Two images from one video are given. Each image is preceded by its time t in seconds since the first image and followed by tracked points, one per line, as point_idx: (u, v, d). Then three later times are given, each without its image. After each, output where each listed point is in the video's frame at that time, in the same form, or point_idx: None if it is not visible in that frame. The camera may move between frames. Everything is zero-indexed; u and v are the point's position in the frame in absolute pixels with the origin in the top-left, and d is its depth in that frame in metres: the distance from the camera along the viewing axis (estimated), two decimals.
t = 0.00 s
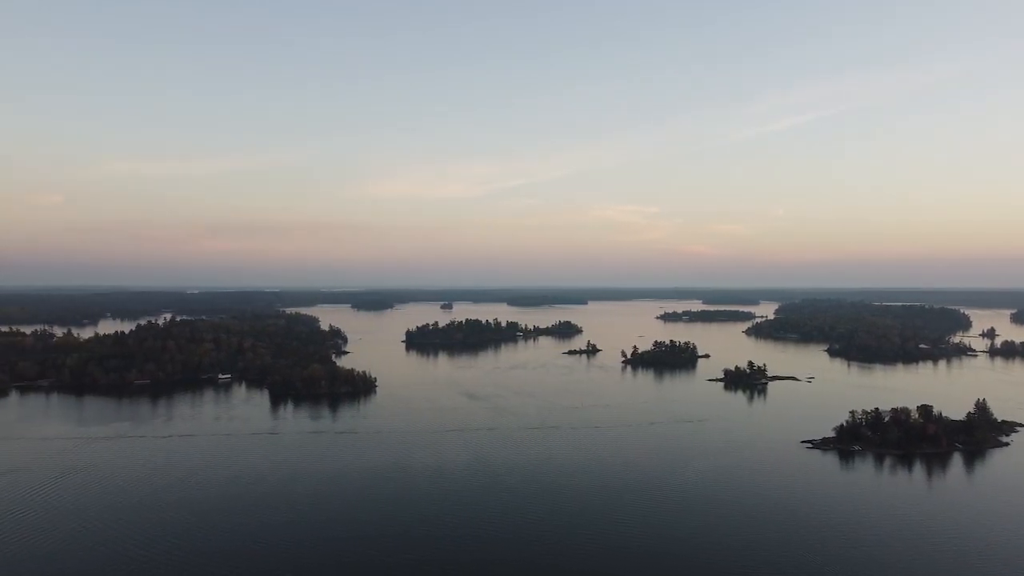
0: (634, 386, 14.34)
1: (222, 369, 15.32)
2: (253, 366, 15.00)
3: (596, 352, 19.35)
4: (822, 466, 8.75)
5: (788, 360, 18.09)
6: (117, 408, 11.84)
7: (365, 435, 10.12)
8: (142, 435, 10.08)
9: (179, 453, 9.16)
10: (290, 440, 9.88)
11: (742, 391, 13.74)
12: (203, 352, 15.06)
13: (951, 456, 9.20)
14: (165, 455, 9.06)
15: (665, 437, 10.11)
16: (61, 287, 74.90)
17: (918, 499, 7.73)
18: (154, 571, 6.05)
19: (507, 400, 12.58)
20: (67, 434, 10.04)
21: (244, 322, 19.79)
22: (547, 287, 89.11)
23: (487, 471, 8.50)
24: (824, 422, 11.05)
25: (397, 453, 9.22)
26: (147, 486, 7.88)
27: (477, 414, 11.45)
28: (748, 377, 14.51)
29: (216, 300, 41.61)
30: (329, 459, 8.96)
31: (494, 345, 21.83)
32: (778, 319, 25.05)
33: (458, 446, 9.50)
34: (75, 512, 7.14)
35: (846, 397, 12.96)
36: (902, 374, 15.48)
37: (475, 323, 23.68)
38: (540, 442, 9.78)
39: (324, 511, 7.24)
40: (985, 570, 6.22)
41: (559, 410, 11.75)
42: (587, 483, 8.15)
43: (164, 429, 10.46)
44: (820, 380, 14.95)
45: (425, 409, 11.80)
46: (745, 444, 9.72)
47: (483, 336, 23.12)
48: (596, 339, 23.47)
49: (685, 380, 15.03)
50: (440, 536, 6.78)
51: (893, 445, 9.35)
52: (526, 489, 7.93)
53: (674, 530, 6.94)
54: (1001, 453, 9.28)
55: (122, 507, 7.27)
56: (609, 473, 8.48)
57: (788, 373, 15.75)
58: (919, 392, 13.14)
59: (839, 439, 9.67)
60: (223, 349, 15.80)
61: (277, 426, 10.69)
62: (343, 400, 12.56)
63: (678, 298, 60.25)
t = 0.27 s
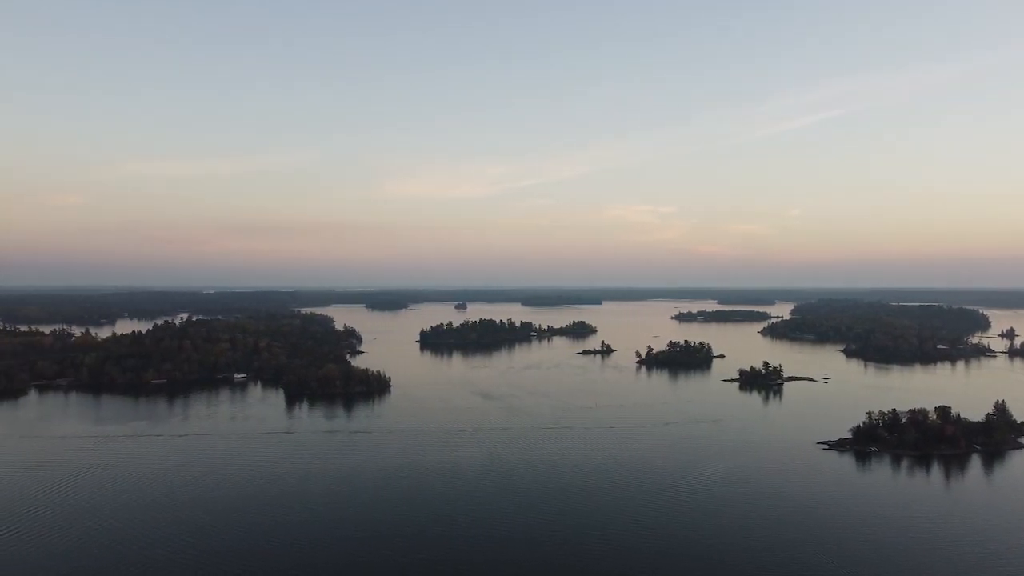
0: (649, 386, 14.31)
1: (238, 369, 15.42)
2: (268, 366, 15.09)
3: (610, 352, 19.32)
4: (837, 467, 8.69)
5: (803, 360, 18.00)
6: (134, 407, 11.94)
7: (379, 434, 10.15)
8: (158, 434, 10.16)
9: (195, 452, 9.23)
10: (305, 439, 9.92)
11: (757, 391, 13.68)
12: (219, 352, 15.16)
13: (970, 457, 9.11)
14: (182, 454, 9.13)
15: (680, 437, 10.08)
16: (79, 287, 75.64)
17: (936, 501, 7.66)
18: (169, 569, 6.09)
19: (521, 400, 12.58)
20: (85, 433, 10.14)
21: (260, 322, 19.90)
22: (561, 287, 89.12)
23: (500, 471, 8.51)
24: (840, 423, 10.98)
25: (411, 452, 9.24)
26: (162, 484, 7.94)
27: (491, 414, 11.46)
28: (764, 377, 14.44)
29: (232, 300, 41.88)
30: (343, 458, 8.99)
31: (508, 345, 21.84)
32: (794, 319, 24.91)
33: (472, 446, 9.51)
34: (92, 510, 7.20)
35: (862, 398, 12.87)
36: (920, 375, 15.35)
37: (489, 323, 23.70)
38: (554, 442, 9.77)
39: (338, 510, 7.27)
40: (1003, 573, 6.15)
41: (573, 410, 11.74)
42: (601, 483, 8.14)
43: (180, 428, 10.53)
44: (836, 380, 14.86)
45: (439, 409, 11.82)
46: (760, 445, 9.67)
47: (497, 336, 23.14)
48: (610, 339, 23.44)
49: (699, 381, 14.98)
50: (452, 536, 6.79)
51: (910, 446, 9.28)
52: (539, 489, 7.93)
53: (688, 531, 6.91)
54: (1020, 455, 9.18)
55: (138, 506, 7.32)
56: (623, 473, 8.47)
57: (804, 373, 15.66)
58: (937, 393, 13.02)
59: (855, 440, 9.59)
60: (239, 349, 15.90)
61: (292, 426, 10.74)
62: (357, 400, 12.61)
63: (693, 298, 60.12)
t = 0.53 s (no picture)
0: (663, 387, 14.27)
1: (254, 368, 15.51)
2: (284, 365, 15.17)
3: (624, 352, 19.29)
4: (854, 469, 8.64)
5: (820, 360, 17.89)
6: (151, 406, 12.05)
7: (394, 434, 10.18)
8: (175, 433, 10.24)
9: (212, 451, 9.29)
10: (320, 439, 9.97)
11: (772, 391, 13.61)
12: (235, 352, 15.26)
13: (989, 459, 9.02)
14: (198, 453, 9.19)
15: (694, 437, 10.06)
16: (97, 287, 76.31)
17: (954, 503, 7.60)
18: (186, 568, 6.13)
19: (536, 400, 12.58)
20: (103, 431, 10.24)
21: (275, 322, 20.01)
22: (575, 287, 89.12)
23: (515, 471, 8.51)
24: (856, 424, 10.90)
25: (426, 452, 9.28)
26: (179, 483, 8.00)
27: (505, 414, 11.47)
28: (779, 377, 14.36)
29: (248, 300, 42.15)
30: (358, 458, 9.03)
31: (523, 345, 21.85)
32: (810, 320, 24.76)
33: (486, 446, 9.53)
34: (109, 508, 7.26)
35: (879, 399, 12.77)
36: (937, 376, 15.23)
37: (503, 323, 23.71)
38: (568, 442, 9.76)
39: (352, 510, 7.31)
40: None
41: (588, 410, 11.72)
42: (615, 484, 8.13)
43: (196, 427, 10.61)
44: (853, 381, 14.75)
45: (453, 409, 11.85)
46: (775, 446, 9.62)
47: (511, 336, 23.15)
48: (625, 339, 23.41)
49: (714, 381, 14.92)
50: (466, 536, 6.81)
51: (928, 448, 9.20)
52: (553, 489, 7.94)
53: (703, 532, 6.89)
54: None
55: (154, 504, 7.38)
56: (637, 473, 8.46)
57: (820, 373, 15.57)
58: (955, 394, 12.90)
59: (872, 441, 9.53)
60: (255, 348, 15.99)
61: (307, 425, 10.79)
62: (372, 400, 12.65)
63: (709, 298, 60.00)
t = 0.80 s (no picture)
0: (678, 387, 14.21)
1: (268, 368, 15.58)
2: (298, 365, 15.23)
3: (638, 352, 19.23)
4: (870, 470, 8.57)
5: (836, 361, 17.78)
6: (167, 405, 12.14)
7: (408, 434, 10.19)
8: (191, 432, 10.31)
9: (228, 450, 9.35)
10: (335, 438, 10.00)
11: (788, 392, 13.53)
12: (250, 352, 15.34)
13: (1008, 460, 8.92)
14: (214, 452, 9.25)
15: (710, 438, 10.01)
16: (115, 286, 76.97)
17: (972, 505, 7.52)
18: (201, 567, 6.17)
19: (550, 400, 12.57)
20: (120, 430, 10.33)
21: (290, 321, 20.09)
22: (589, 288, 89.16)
23: (529, 472, 8.50)
24: (873, 425, 10.82)
25: (440, 452, 9.29)
26: (195, 482, 8.05)
27: (519, 414, 11.47)
28: (795, 378, 14.28)
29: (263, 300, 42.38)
30: (373, 457, 9.05)
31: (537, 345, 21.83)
32: (826, 320, 24.61)
33: (500, 446, 9.53)
34: (126, 507, 7.32)
35: (896, 399, 12.67)
36: (955, 376, 15.10)
37: (517, 323, 23.71)
38: (582, 442, 9.75)
39: (366, 510, 7.33)
40: None
41: (602, 411, 11.70)
42: (629, 485, 8.10)
43: (212, 426, 10.67)
44: (869, 381, 14.64)
45: (468, 409, 11.86)
46: (791, 447, 9.56)
47: (525, 336, 23.15)
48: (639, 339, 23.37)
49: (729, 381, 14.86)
50: (480, 536, 6.81)
51: (946, 449, 9.11)
52: (567, 490, 7.93)
53: (718, 533, 6.86)
54: None
55: (170, 503, 7.43)
56: (652, 474, 8.43)
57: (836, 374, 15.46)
58: (973, 395, 12.78)
59: (889, 442, 9.45)
60: (270, 348, 16.07)
61: (321, 425, 10.83)
62: (386, 399, 12.68)
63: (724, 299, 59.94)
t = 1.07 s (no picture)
0: (692, 388, 14.14)
1: (284, 367, 15.66)
2: (313, 365, 15.30)
3: (653, 352, 19.17)
4: (887, 472, 8.50)
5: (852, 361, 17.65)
6: (184, 404, 12.23)
7: (423, 434, 10.23)
8: (207, 431, 10.38)
9: (243, 449, 9.40)
10: (349, 437, 10.05)
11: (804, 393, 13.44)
12: (266, 352, 15.43)
13: None
14: (230, 451, 9.31)
15: (724, 438, 9.98)
16: (132, 287, 77.78)
17: (990, 507, 7.44)
18: (215, 566, 6.19)
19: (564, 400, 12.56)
20: (137, 429, 10.42)
21: (305, 321, 20.18)
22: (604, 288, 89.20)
23: (542, 472, 8.49)
24: (890, 426, 10.72)
25: (453, 452, 9.31)
26: (210, 481, 8.10)
27: (533, 414, 11.46)
28: (811, 378, 14.17)
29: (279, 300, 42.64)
30: (388, 457, 9.08)
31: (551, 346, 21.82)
32: (842, 320, 24.43)
33: (514, 446, 9.54)
34: (141, 505, 7.37)
35: (914, 400, 12.55)
36: (973, 377, 14.94)
37: (531, 323, 23.69)
38: (597, 442, 9.74)
39: (380, 509, 7.35)
40: None
41: (616, 411, 11.67)
42: (643, 485, 8.08)
43: (228, 426, 10.74)
44: (886, 382, 14.51)
45: (482, 409, 11.86)
46: (806, 448, 9.49)
47: (540, 336, 23.14)
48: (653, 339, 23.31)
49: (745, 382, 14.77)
50: (493, 536, 6.81)
51: (964, 451, 9.02)
52: (580, 490, 7.91)
53: (732, 534, 6.82)
54: None
55: (185, 502, 7.48)
56: (666, 475, 8.41)
57: (853, 375, 15.33)
58: (992, 396, 12.65)
59: (907, 443, 9.37)
60: (285, 348, 16.16)
61: (336, 424, 10.88)
62: (400, 399, 12.72)
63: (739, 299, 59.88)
